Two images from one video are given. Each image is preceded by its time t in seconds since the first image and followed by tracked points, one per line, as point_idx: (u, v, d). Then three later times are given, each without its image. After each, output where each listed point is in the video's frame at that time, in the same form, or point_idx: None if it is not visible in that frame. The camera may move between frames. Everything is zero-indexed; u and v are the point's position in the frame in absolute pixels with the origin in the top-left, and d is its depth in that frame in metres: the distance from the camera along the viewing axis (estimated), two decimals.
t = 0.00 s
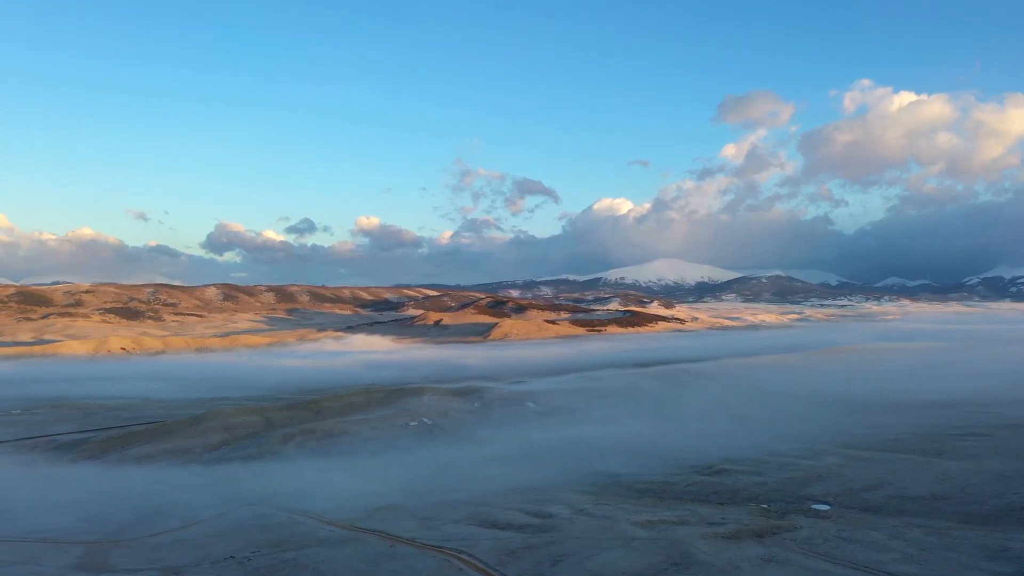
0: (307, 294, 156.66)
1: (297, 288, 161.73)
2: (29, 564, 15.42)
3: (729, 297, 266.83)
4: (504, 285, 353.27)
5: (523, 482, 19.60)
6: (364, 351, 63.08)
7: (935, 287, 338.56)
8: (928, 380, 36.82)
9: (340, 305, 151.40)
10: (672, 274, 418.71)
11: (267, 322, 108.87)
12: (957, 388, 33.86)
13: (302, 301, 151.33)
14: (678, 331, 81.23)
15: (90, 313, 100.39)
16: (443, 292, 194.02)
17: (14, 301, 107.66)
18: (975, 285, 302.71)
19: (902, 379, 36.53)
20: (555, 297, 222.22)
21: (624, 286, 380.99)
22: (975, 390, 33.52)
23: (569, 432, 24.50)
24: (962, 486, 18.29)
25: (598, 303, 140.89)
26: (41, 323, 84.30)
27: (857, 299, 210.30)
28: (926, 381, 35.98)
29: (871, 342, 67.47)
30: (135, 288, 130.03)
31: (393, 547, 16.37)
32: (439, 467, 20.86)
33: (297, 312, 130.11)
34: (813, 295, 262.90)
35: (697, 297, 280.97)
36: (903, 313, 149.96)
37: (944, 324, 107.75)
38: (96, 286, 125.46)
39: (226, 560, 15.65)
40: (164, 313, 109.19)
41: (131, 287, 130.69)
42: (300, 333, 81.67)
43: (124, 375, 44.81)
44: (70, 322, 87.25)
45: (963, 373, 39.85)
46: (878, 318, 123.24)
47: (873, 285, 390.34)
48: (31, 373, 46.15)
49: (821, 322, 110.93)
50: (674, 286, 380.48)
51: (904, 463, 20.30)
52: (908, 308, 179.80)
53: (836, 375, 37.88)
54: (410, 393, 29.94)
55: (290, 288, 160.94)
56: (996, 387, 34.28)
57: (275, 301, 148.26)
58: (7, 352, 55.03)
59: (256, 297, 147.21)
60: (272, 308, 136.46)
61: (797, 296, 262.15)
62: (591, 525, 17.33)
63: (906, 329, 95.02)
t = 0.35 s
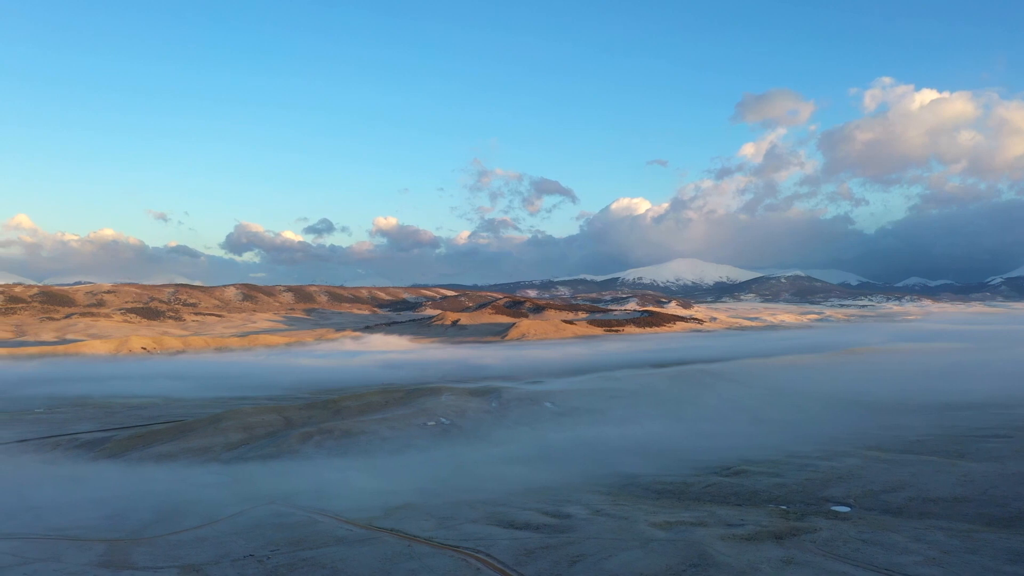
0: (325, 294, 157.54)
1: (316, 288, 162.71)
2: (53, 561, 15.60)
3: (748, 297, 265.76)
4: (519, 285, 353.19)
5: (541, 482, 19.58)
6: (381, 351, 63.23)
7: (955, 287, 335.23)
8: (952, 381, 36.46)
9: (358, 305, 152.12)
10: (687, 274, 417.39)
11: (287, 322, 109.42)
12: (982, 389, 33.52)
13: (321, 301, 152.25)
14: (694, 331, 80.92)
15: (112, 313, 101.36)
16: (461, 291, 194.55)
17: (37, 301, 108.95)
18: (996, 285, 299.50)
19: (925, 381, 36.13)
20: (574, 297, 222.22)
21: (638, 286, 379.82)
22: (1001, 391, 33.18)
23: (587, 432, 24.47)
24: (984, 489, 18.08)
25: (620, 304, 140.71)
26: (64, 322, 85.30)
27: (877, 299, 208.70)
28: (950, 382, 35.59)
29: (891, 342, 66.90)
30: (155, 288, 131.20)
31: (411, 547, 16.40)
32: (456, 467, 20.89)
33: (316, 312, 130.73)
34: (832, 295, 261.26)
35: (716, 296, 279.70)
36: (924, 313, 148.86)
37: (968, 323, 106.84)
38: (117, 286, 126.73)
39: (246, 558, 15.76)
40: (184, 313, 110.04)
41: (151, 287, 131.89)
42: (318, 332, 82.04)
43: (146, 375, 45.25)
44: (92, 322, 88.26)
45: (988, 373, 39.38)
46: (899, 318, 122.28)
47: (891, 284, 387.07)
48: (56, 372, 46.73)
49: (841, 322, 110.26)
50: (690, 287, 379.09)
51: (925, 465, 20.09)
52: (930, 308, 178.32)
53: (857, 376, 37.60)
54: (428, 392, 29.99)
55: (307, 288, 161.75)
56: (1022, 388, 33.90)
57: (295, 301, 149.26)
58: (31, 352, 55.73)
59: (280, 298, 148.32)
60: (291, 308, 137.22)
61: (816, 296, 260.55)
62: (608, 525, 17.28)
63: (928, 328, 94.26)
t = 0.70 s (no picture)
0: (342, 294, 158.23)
1: (334, 288, 163.44)
2: (73, 558, 15.76)
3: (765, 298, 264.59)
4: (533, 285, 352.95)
5: (557, 482, 19.57)
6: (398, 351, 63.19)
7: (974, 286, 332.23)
8: (975, 382, 36.13)
9: (375, 305, 152.62)
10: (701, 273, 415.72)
11: (304, 322, 109.68)
12: (1005, 390, 33.18)
13: (339, 301, 152.93)
14: (710, 331, 80.61)
15: (132, 313, 102.08)
16: (477, 292, 194.83)
17: (59, 301, 110.11)
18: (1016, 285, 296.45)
19: (948, 382, 35.77)
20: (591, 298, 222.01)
21: (653, 285, 378.53)
22: None
23: (602, 432, 24.44)
24: (1005, 491, 17.88)
25: (636, 304, 140.39)
26: (84, 322, 86.16)
27: (897, 299, 207.06)
28: (972, 383, 35.25)
29: (910, 342, 66.40)
30: (173, 288, 132.18)
31: (427, 546, 16.43)
32: (471, 467, 20.90)
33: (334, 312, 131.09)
34: (851, 295, 259.46)
35: (734, 296, 278.08)
36: (945, 313, 148.02)
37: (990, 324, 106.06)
38: (136, 286, 127.84)
39: (263, 556, 15.84)
40: (202, 313, 110.66)
41: (169, 287, 132.92)
42: (334, 332, 82.34)
43: (165, 374, 45.63)
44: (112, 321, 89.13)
45: (1013, 374, 38.92)
46: (920, 318, 121.43)
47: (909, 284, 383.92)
48: (77, 371, 47.22)
49: (861, 322, 109.75)
50: (706, 287, 377.36)
51: (944, 466, 19.91)
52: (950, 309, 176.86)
53: (878, 377, 37.31)
54: (445, 392, 30.01)
55: (324, 287, 162.37)
56: None
57: (312, 301, 149.98)
58: (53, 351, 56.32)
59: (297, 298, 149.12)
60: (308, 308, 137.75)
61: (834, 296, 258.81)
62: (625, 526, 17.24)
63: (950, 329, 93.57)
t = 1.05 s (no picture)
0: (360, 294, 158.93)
1: (352, 288, 164.21)
2: (95, 556, 15.92)
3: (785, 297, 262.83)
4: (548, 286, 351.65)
5: (575, 482, 19.53)
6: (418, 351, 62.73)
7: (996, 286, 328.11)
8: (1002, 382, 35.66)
9: (394, 305, 153.18)
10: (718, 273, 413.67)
11: (323, 322, 109.93)
12: None
13: (357, 301, 153.60)
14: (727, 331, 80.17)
15: (153, 313, 102.94)
16: (495, 292, 194.99)
17: (81, 301, 111.36)
18: None
19: (973, 383, 35.31)
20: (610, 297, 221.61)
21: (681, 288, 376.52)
22: None
23: (621, 432, 24.38)
24: None
25: (653, 304, 139.88)
26: (106, 322, 87.10)
27: (919, 299, 204.90)
28: (998, 384, 34.80)
29: (932, 343, 65.68)
30: (193, 287, 133.25)
31: (445, 546, 16.44)
32: (489, 467, 20.91)
33: (353, 312, 131.38)
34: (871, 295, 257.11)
35: (753, 296, 276.30)
36: (968, 313, 146.67)
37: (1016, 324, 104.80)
38: (157, 286, 129.12)
39: (283, 555, 15.93)
40: (223, 314, 111.01)
41: (190, 287, 134.10)
42: (353, 332, 82.62)
43: (186, 374, 46.00)
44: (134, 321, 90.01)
45: None
46: (943, 318, 120.15)
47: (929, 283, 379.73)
48: (100, 371, 47.72)
49: (882, 322, 109.09)
50: (723, 287, 375.31)
51: (967, 468, 19.69)
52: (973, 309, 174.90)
53: (902, 377, 36.90)
54: (464, 392, 30.00)
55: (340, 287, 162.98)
56: None
57: (331, 301, 150.74)
58: (75, 351, 56.97)
59: (316, 298, 149.97)
60: (326, 308, 138.35)
61: (855, 296, 256.65)
62: (643, 526, 17.17)
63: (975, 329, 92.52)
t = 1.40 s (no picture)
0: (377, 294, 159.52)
1: (369, 288, 164.86)
2: (116, 553, 16.07)
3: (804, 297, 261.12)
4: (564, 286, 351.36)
5: (591, 483, 19.49)
6: (434, 351, 62.96)
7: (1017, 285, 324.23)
8: None
9: (411, 305, 153.64)
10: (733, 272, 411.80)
11: (340, 322, 110.15)
12: None
13: (374, 301, 154.15)
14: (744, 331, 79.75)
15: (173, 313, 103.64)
16: (511, 292, 195.05)
17: (102, 301, 112.56)
18: None
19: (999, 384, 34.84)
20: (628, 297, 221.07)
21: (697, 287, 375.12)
22: None
23: (637, 433, 24.34)
24: None
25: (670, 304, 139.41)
26: (127, 322, 87.99)
27: (940, 299, 202.87)
28: None
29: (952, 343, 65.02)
30: (211, 287, 134.22)
31: (462, 545, 16.46)
32: (506, 467, 20.91)
33: (369, 312, 131.85)
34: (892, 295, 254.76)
35: (771, 296, 274.49)
36: (990, 313, 145.38)
37: None
38: (177, 286, 130.24)
39: (301, 553, 16.00)
40: (242, 314, 111.68)
41: (208, 287, 135.16)
42: (370, 332, 82.85)
43: (205, 373, 46.37)
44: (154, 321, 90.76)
45: None
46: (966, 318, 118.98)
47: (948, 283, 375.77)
48: (121, 370, 48.17)
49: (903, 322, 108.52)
50: (740, 287, 373.52)
51: (989, 470, 19.48)
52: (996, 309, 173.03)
53: (925, 378, 36.54)
54: (481, 392, 30.01)
55: (356, 287, 163.55)
56: None
57: (348, 300, 151.35)
58: (96, 350, 57.57)
59: (333, 298, 150.63)
60: (344, 308, 138.88)
61: (875, 296, 254.59)
62: (660, 527, 17.11)
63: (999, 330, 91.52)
